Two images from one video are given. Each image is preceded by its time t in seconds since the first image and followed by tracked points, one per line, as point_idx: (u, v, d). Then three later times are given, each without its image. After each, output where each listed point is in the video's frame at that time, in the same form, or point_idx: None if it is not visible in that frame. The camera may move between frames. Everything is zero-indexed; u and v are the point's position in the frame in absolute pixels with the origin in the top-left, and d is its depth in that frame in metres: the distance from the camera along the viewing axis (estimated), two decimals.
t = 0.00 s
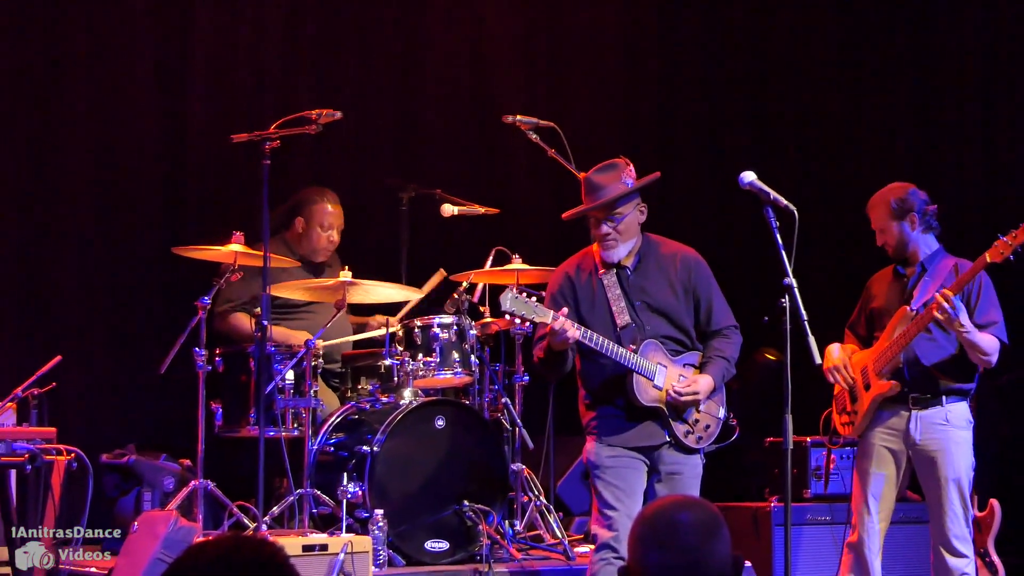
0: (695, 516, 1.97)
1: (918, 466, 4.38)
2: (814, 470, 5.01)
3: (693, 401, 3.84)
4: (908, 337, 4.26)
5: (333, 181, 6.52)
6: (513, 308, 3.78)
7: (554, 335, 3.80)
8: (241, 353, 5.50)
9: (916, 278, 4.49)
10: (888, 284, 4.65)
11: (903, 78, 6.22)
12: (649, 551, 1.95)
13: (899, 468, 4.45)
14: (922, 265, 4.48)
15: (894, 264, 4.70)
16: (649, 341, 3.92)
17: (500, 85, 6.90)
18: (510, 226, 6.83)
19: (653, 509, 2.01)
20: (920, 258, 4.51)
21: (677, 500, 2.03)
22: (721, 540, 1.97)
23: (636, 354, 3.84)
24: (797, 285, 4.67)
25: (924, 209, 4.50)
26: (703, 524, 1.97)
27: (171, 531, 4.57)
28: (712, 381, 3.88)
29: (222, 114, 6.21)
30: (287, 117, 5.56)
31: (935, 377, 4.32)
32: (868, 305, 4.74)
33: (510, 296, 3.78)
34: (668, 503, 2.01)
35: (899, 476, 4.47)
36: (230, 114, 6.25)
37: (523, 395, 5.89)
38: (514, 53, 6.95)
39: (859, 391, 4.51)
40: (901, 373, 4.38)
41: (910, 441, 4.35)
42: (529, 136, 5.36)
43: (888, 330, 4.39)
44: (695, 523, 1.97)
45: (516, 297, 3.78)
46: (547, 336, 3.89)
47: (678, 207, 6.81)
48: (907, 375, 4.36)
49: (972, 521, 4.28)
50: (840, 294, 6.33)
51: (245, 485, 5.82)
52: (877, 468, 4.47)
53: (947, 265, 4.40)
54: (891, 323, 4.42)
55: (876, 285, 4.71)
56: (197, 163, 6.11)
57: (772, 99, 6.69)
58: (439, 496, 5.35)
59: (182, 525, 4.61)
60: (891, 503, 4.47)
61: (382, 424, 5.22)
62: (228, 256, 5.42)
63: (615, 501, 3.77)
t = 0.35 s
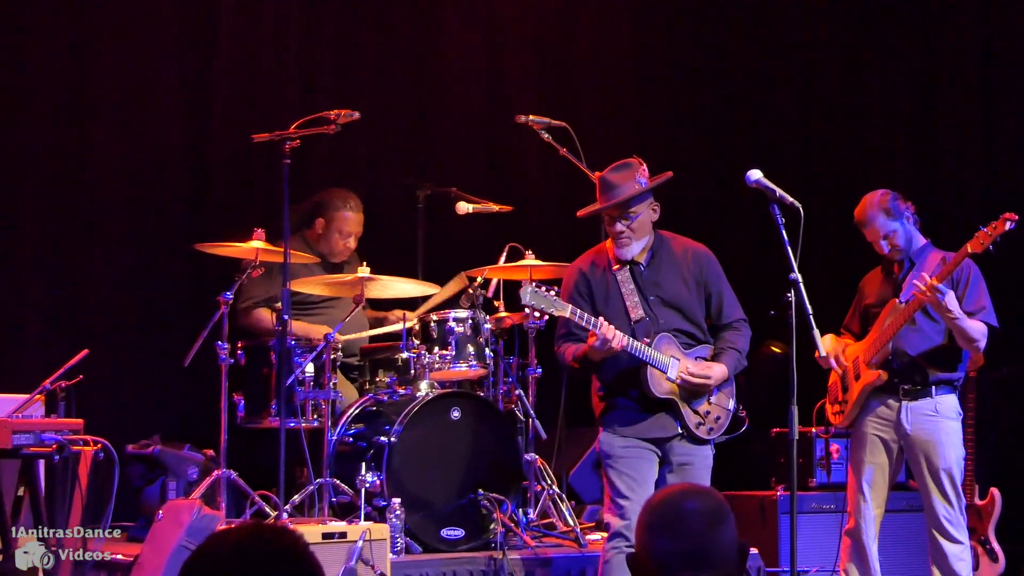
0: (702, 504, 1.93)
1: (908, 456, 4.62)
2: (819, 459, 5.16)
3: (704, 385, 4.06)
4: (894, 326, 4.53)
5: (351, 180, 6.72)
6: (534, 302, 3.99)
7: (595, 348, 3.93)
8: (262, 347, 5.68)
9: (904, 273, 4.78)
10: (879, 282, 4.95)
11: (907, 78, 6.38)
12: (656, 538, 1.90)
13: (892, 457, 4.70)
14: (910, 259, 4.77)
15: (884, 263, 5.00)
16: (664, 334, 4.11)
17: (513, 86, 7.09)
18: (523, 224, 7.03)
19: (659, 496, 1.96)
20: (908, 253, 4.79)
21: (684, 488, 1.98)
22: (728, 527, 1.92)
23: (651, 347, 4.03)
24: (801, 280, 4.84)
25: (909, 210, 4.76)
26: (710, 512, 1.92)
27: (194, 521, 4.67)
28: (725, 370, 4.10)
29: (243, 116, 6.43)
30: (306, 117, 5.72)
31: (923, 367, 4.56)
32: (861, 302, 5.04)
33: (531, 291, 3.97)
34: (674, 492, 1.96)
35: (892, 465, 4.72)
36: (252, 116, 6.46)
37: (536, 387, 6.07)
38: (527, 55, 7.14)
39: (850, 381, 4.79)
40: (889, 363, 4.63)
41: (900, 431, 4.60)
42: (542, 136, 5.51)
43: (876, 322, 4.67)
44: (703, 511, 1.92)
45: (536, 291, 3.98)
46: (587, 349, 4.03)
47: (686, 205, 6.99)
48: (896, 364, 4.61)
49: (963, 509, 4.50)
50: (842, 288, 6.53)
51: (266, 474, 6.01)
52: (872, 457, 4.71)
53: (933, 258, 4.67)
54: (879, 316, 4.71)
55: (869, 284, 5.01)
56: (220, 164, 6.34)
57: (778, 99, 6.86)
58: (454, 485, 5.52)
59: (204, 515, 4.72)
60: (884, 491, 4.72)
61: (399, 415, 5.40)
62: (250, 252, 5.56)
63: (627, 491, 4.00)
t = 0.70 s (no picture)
0: (716, 493, 1.99)
1: (902, 447, 4.82)
2: (823, 450, 5.36)
3: (718, 382, 4.24)
4: (891, 326, 4.72)
5: (368, 179, 6.91)
6: (554, 298, 4.13)
7: (612, 343, 4.11)
8: (283, 341, 5.87)
9: (895, 269, 4.98)
10: (868, 276, 5.14)
11: (912, 79, 6.54)
12: (673, 526, 1.97)
13: (885, 447, 4.90)
14: (900, 255, 4.97)
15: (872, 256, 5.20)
16: (679, 330, 4.31)
17: (526, 87, 7.27)
18: (535, 221, 7.21)
19: (675, 487, 2.04)
20: (897, 249, 4.99)
21: (700, 478, 2.06)
22: (741, 516, 1.99)
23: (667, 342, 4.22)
24: (807, 276, 4.98)
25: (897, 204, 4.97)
26: (724, 502, 1.98)
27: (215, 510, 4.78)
28: (738, 364, 4.31)
29: (263, 117, 6.62)
30: (325, 117, 5.89)
31: (913, 360, 4.76)
32: (851, 296, 5.23)
33: (552, 288, 4.12)
34: (689, 482, 2.04)
35: (887, 455, 4.91)
36: (272, 116, 6.65)
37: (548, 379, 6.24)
38: (538, 56, 7.31)
39: (846, 377, 4.94)
40: (884, 358, 4.82)
41: (895, 423, 4.79)
42: (554, 135, 5.66)
43: (871, 319, 4.85)
44: (717, 500, 1.98)
45: (557, 288, 4.13)
46: (604, 343, 4.21)
47: (693, 203, 7.16)
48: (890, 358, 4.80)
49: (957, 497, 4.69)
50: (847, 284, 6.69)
51: (287, 463, 6.21)
52: (867, 448, 4.90)
53: (922, 254, 4.88)
54: (873, 312, 4.89)
55: (859, 279, 5.20)
56: (241, 163, 6.53)
57: (784, 99, 7.01)
58: (469, 475, 5.69)
59: (226, 505, 4.82)
60: (880, 480, 4.91)
61: (416, 406, 5.55)
62: (271, 248, 5.74)
63: (640, 481, 4.20)
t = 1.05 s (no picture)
0: (726, 485, 2.21)
1: (896, 438, 5.02)
2: (825, 442, 5.61)
3: (725, 373, 4.42)
4: (894, 319, 4.88)
5: (382, 178, 7.11)
6: (572, 276, 4.28)
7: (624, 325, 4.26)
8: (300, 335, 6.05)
9: (889, 265, 5.14)
10: (860, 270, 5.32)
11: (913, 81, 6.72)
12: (683, 515, 2.18)
13: (880, 438, 5.08)
14: (894, 251, 5.14)
15: (861, 253, 5.38)
16: (688, 318, 4.47)
17: (536, 88, 7.46)
18: (545, 219, 7.41)
19: (687, 480, 2.25)
20: (891, 245, 5.15)
21: (711, 471, 2.27)
22: (749, 507, 2.19)
23: (677, 329, 4.39)
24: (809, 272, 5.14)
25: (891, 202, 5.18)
26: (732, 493, 2.20)
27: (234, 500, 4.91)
28: (744, 357, 4.47)
29: (281, 118, 6.83)
30: (341, 118, 6.04)
31: (905, 346, 5.00)
32: (841, 291, 5.41)
33: (571, 267, 4.27)
34: (701, 474, 2.25)
35: (881, 445, 5.10)
36: (289, 117, 6.85)
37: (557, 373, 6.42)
38: (549, 58, 7.50)
39: (842, 369, 5.12)
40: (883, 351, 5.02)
41: (890, 415, 4.99)
42: (564, 136, 5.82)
43: (868, 313, 5.01)
44: (725, 491, 2.20)
45: (575, 267, 4.29)
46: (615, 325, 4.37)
47: (699, 201, 7.32)
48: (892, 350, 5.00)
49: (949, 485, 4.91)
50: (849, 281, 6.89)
51: (303, 454, 6.40)
52: (864, 438, 5.07)
53: (916, 251, 5.09)
54: (869, 306, 5.04)
55: (850, 272, 5.36)
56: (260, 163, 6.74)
57: (788, 100, 7.19)
58: (480, 466, 5.85)
59: (245, 495, 4.96)
60: (875, 469, 5.09)
61: (429, 399, 5.71)
62: (288, 246, 5.90)
63: (648, 471, 4.37)
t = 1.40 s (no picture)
0: (736, 477, 2.09)
1: (898, 430, 5.22)
2: (826, 433, 5.73)
3: (730, 368, 4.57)
4: (904, 316, 5.09)
5: (396, 177, 7.31)
6: (581, 282, 4.48)
7: (631, 327, 4.43)
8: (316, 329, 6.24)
9: (890, 263, 5.38)
10: (858, 267, 5.50)
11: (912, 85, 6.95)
12: (693, 510, 2.06)
13: (881, 430, 5.26)
14: (894, 251, 5.39)
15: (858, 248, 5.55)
16: (693, 318, 4.64)
17: (545, 90, 7.66)
18: (554, 217, 7.62)
19: (696, 473, 2.13)
20: (891, 245, 5.40)
21: (722, 463, 2.15)
22: (760, 499, 2.07)
23: (683, 327, 4.55)
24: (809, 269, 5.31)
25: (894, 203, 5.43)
26: (743, 484, 2.07)
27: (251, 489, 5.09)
28: (748, 354, 4.63)
29: (297, 119, 7.03)
30: (356, 119, 6.21)
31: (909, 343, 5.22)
32: (838, 286, 5.55)
33: (578, 272, 4.45)
34: (710, 466, 2.14)
35: (882, 437, 5.28)
36: (306, 118, 7.05)
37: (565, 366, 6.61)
38: (558, 61, 7.71)
39: (845, 362, 5.26)
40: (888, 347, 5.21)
41: (893, 407, 5.18)
42: (571, 136, 5.98)
43: (873, 309, 5.20)
44: (735, 483, 2.08)
45: (583, 274, 4.48)
46: (622, 327, 4.53)
47: (704, 200, 7.51)
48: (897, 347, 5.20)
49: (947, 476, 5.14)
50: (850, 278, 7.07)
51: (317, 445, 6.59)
52: (866, 430, 5.24)
53: (915, 251, 5.38)
54: (873, 303, 5.22)
55: (849, 268, 5.52)
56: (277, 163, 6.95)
57: (790, 102, 7.40)
58: (491, 457, 6.04)
59: (261, 485, 5.14)
60: (876, 461, 5.27)
61: (440, 392, 5.89)
62: (304, 243, 6.07)
63: (654, 462, 4.55)
